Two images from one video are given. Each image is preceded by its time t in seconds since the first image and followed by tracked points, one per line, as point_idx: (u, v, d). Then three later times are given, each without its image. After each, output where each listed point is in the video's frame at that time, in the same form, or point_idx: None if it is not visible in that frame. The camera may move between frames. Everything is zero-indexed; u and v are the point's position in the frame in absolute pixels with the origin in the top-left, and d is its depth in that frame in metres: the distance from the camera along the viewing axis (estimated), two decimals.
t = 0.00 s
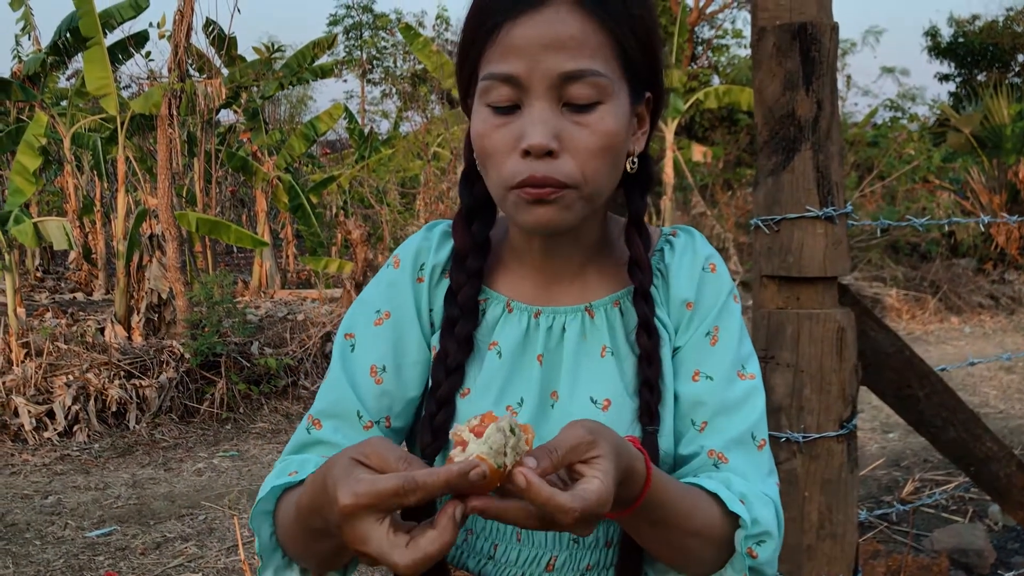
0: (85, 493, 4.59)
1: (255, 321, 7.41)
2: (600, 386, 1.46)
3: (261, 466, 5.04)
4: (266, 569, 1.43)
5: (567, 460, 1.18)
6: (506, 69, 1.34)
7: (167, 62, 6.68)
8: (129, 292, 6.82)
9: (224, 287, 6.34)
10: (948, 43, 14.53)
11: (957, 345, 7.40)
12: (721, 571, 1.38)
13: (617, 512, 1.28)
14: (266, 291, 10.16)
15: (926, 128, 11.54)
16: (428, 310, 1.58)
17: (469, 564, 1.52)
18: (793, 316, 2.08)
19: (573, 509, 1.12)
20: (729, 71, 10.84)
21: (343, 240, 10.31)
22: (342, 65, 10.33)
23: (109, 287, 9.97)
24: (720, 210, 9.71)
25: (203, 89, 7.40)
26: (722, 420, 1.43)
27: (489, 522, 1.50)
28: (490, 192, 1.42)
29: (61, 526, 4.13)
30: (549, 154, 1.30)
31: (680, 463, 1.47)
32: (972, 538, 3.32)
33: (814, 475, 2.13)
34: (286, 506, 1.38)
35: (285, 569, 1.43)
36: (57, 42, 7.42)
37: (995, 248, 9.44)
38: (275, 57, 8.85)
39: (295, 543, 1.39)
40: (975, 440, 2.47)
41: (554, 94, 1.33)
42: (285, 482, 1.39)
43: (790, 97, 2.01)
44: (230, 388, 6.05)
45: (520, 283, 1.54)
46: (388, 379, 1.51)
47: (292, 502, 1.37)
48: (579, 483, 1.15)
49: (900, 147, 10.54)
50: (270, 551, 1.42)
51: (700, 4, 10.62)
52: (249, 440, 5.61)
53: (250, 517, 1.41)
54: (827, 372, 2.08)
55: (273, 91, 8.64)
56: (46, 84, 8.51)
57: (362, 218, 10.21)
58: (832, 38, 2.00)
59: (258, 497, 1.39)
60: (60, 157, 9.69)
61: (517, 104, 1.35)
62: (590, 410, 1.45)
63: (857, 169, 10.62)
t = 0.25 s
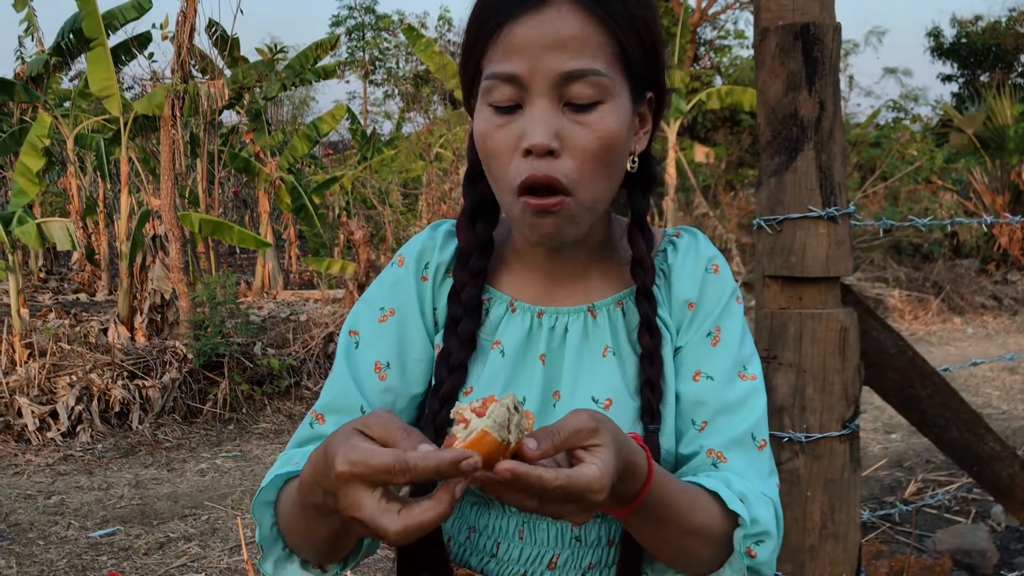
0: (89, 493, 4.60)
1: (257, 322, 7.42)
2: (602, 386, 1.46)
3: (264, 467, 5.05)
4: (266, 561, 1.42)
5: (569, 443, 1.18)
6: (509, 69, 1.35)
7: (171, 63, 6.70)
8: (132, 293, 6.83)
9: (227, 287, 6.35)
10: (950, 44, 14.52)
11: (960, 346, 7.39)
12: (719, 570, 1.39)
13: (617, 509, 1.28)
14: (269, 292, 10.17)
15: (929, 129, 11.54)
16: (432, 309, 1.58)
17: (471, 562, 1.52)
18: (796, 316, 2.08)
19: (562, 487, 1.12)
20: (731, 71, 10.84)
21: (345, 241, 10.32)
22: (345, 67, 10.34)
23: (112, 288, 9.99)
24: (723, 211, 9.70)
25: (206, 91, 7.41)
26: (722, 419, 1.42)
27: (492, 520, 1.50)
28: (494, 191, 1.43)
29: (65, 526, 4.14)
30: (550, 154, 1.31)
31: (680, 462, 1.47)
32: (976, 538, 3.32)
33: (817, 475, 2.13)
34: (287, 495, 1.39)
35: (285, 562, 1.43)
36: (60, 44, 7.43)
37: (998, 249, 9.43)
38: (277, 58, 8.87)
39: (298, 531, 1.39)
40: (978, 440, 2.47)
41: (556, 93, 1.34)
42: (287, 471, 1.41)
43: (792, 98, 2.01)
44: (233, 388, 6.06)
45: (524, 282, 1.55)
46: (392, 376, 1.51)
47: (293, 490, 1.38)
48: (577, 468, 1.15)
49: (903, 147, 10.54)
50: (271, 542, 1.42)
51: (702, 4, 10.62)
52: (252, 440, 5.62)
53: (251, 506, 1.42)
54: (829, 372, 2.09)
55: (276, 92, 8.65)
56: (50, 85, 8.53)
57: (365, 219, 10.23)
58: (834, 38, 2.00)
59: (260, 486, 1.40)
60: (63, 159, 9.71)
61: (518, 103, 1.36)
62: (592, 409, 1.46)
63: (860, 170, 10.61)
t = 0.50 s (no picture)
0: (90, 493, 4.60)
1: (258, 322, 7.43)
2: (598, 387, 1.45)
3: (265, 467, 5.06)
4: (288, 557, 1.45)
5: (575, 438, 1.16)
6: (512, 65, 1.35)
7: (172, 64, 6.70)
8: (133, 293, 6.83)
9: (228, 288, 6.35)
10: (952, 45, 14.52)
11: (961, 347, 7.39)
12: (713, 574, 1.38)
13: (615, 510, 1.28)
14: (270, 292, 10.18)
15: (930, 129, 11.53)
16: (429, 311, 1.58)
17: (470, 562, 1.52)
18: (796, 316, 2.08)
19: (566, 479, 1.11)
20: (732, 72, 10.84)
21: (346, 241, 10.32)
22: (346, 67, 10.35)
23: (113, 288, 9.99)
24: (724, 211, 9.70)
25: (207, 91, 7.41)
26: (719, 423, 1.42)
27: (490, 521, 1.51)
28: (494, 189, 1.43)
29: (66, 526, 4.14)
30: (552, 150, 1.31)
31: (676, 465, 1.47)
32: (977, 539, 3.31)
33: (817, 475, 2.13)
34: (313, 492, 1.41)
35: (306, 559, 1.45)
36: (61, 45, 7.44)
37: (999, 249, 9.42)
38: (278, 58, 8.87)
39: (318, 528, 1.41)
40: (979, 441, 2.46)
41: (558, 90, 1.33)
42: (314, 470, 1.42)
43: (793, 97, 2.01)
44: (234, 389, 6.06)
45: (522, 283, 1.55)
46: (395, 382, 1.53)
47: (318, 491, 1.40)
48: (581, 463, 1.14)
49: (904, 148, 10.53)
50: (293, 540, 1.44)
51: (703, 5, 10.62)
52: (253, 440, 5.62)
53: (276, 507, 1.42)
54: (830, 372, 2.08)
55: (277, 92, 8.66)
56: (51, 86, 8.55)
57: (366, 219, 10.24)
58: (835, 38, 2.00)
59: (285, 487, 1.41)
60: (64, 159, 9.72)
61: (521, 100, 1.35)
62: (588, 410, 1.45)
63: (862, 170, 10.60)
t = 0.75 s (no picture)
0: (90, 492, 4.60)
1: (259, 321, 7.43)
2: (595, 385, 1.45)
3: (265, 466, 5.06)
4: (298, 552, 1.46)
5: (566, 437, 1.16)
6: (507, 59, 1.35)
7: (172, 63, 6.70)
8: (133, 293, 6.83)
9: (228, 287, 6.35)
10: (953, 45, 14.51)
11: (962, 346, 7.39)
12: None
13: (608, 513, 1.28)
14: (271, 292, 10.19)
15: (931, 129, 11.53)
16: (429, 308, 1.58)
17: (467, 558, 1.52)
18: (796, 314, 2.08)
19: (553, 478, 1.11)
20: (733, 72, 10.84)
21: (347, 241, 10.32)
22: (346, 67, 10.35)
23: (114, 288, 10.00)
24: (724, 211, 9.70)
25: (208, 91, 7.42)
26: (716, 424, 1.43)
27: (488, 516, 1.51)
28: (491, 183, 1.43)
29: (66, 525, 4.14)
30: (547, 144, 1.31)
31: (673, 465, 1.47)
32: (978, 538, 3.31)
33: (817, 473, 2.13)
34: (326, 487, 1.41)
35: (316, 554, 1.46)
36: (62, 44, 7.44)
37: (1000, 249, 9.42)
38: (279, 58, 8.88)
39: (327, 523, 1.42)
40: (979, 439, 2.46)
41: (553, 84, 1.34)
42: (322, 466, 1.43)
43: (793, 96, 2.01)
44: (234, 388, 6.06)
45: (521, 280, 1.55)
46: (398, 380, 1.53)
47: (328, 488, 1.41)
48: (572, 463, 1.14)
49: (905, 148, 10.53)
50: (303, 535, 1.45)
51: (704, 5, 10.63)
52: (254, 439, 5.63)
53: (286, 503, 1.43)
54: (830, 370, 2.08)
55: (278, 92, 8.67)
56: (52, 86, 8.55)
57: (367, 219, 10.24)
58: (835, 37, 2.01)
59: (294, 483, 1.42)
60: (65, 159, 9.73)
61: (517, 94, 1.36)
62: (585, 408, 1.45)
63: (862, 170, 10.60)
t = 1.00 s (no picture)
0: (90, 492, 4.60)
1: (259, 321, 7.43)
2: (595, 386, 1.45)
3: (265, 465, 5.06)
4: (302, 555, 1.46)
5: (559, 438, 1.16)
6: (505, 60, 1.35)
7: (172, 63, 6.70)
8: (134, 293, 6.83)
9: (228, 287, 6.35)
10: (953, 44, 14.50)
11: (962, 346, 7.39)
12: None
13: (605, 522, 1.29)
14: (271, 291, 10.19)
15: (931, 128, 11.52)
16: (428, 308, 1.58)
17: (467, 557, 1.52)
18: (795, 313, 2.09)
19: (542, 471, 1.11)
20: (733, 71, 10.85)
21: (347, 241, 10.32)
22: (346, 67, 10.35)
23: (114, 288, 10.00)
24: (724, 211, 9.70)
25: (208, 91, 7.43)
26: (716, 426, 1.43)
27: (488, 516, 1.51)
28: (490, 183, 1.43)
29: (66, 525, 4.14)
30: (545, 144, 1.31)
31: (672, 467, 1.47)
32: (977, 537, 3.31)
33: (817, 472, 2.13)
34: (327, 490, 1.41)
35: (320, 557, 1.47)
36: (62, 44, 7.44)
37: (1000, 249, 9.43)
38: (279, 58, 8.88)
39: (330, 526, 1.42)
40: (978, 439, 2.46)
41: (551, 84, 1.34)
42: (324, 468, 1.43)
43: (792, 95, 2.02)
44: (234, 387, 6.06)
45: (520, 280, 1.55)
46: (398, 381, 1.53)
47: (330, 490, 1.41)
48: (563, 462, 1.14)
49: (905, 147, 10.53)
50: (307, 537, 1.45)
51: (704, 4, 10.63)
52: (253, 439, 5.63)
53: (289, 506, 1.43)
54: (829, 369, 2.09)
55: (278, 91, 8.66)
56: (52, 86, 8.55)
57: (367, 218, 10.25)
58: (834, 36, 2.01)
59: (296, 486, 1.42)
60: (65, 158, 9.72)
61: (514, 94, 1.36)
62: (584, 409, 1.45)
63: (863, 169, 10.60)
